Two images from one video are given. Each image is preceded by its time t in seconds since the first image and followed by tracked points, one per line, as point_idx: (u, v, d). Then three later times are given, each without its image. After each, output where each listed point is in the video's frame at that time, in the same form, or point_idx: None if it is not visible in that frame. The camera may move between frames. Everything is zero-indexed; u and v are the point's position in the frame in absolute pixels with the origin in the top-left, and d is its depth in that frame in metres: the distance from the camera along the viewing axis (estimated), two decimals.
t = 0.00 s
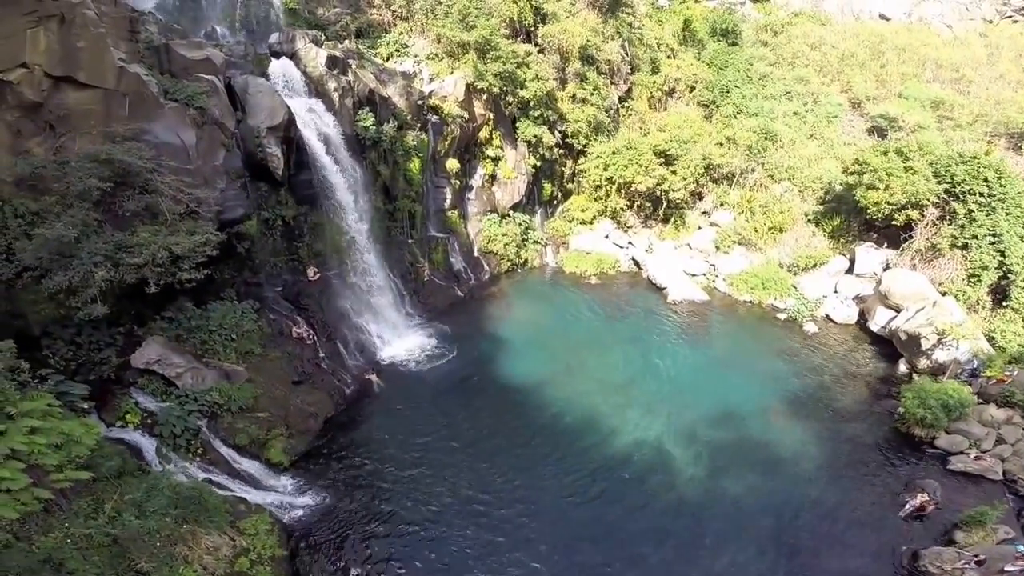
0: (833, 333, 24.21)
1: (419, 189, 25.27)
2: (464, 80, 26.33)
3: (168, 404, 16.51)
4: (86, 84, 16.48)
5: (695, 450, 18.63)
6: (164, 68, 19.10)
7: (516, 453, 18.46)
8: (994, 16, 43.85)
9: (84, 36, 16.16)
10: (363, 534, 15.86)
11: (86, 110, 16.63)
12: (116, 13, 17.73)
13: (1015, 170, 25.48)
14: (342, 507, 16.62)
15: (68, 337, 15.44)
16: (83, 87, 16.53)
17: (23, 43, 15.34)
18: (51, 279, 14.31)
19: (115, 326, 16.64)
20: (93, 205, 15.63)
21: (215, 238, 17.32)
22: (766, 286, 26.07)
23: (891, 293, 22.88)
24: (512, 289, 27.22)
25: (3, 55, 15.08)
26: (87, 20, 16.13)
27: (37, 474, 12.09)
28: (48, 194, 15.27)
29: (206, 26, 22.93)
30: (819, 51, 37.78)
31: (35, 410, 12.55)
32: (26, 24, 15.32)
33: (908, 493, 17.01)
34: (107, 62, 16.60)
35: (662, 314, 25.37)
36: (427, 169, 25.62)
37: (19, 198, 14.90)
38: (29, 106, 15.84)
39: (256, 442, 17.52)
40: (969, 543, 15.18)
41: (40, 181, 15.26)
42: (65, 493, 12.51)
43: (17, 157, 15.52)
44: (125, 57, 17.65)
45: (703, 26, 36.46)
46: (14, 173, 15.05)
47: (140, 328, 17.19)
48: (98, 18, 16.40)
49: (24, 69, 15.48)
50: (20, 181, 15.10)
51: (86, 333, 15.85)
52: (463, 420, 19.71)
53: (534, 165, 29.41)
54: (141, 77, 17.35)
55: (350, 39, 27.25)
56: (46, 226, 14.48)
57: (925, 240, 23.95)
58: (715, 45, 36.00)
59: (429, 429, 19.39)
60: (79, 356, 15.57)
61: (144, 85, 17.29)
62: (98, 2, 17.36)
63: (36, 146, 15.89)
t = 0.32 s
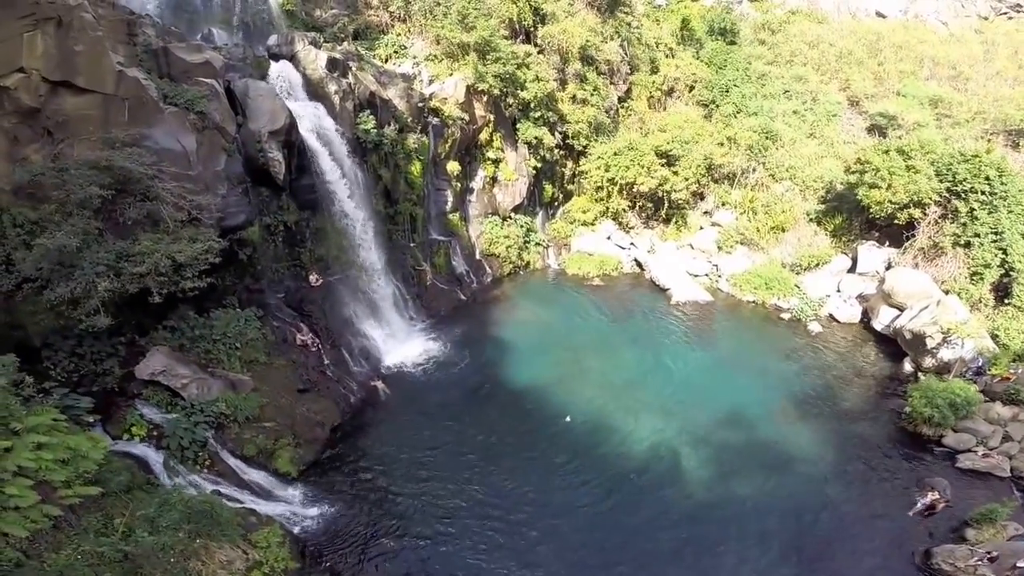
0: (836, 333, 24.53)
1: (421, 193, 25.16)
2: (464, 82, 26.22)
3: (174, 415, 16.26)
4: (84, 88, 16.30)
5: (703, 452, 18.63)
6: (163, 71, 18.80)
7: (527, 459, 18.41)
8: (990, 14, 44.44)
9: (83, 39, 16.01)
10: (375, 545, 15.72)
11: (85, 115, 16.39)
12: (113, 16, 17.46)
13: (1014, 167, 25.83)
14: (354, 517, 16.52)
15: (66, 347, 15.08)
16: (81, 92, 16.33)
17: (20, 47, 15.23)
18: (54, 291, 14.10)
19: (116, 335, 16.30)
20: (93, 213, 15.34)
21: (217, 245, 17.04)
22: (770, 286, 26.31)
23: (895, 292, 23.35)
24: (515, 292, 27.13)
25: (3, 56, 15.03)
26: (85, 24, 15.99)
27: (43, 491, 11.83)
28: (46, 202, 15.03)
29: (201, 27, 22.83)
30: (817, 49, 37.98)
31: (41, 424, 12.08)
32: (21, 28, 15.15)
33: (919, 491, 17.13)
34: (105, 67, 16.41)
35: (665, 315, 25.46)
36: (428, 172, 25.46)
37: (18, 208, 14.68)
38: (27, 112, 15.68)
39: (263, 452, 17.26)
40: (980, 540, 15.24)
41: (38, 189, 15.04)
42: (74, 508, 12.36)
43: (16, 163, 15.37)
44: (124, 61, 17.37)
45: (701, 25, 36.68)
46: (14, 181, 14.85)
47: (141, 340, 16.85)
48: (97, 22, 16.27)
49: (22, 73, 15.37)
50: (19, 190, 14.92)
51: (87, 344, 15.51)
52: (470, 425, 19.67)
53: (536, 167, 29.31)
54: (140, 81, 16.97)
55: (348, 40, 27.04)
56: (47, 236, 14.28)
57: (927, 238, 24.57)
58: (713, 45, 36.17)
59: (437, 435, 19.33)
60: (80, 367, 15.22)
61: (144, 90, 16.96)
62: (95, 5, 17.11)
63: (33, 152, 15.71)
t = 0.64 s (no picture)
0: (830, 329, 24.83)
1: (414, 196, 24.93)
2: (458, 82, 25.82)
3: (169, 426, 15.73)
4: (69, 93, 15.82)
5: (705, 451, 18.63)
6: (151, 75, 18.43)
7: (530, 461, 18.27)
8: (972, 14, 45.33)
9: (68, 42, 15.52)
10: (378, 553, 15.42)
11: (70, 120, 15.95)
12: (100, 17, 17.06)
13: (999, 165, 26.41)
14: (356, 524, 16.20)
15: (54, 358, 14.28)
16: (66, 97, 15.86)
17: (3, 50, 14.83)
18: (45, 304, 13.35)
19: (105, 345, 15.55)
20: (81, 221, 14.72)
21: (210, 252, 16.56)
22: (764, 284, 26.63)
23: (887, 289, 23.57)
24: (511, 293, 26.97)
25: None
26: (70, 26, 15.51)
27: (37, 508, 11.33)
28: (31, 211, 14.25)
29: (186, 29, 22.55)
30: (807, 49, 38.46)
31: (33, 440, 11.62)
32: (6, 30, 14.75)
33: (918, 485, 17.31)
34: (91, 71, 15.93)
35: (662, 314, 25.55)
36: (422, 173, 25.23)
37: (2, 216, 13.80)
38: (11, 118, 15.17)
39: (261, 461, 16.75)
40: (978, 531, 15.45)
41: (23, 197, 14.25)
42: (70, 526, 11.93)
43: None
44: (110, 64, 16.91)
45: (693, 26, 37.04)
46: None
47: (132, 349, 16.26)
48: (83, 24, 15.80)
49: (4, 77, 14.94)
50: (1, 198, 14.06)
51: (75, 355, 14.72)
52: (472, 428, 19.51)
53: (530, 168, 29.12)
54: (126, 85, 16.53)
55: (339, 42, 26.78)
56: (33, 246, 13.57)
57: (917, 234, 25.16)
58: (704, 45, 36.56)
59: (439, 439, 19.12)
60: (68, 379, 14.45)
61: (131, 93, 16.52)
62: (81, 6, 16.66)
63: (16, 159, 15.14)
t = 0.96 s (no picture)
0: (814, 325, 25.08)
1: (399, 199, 24.68)
2: (443, 85, 25.60)
3: (153, 438, 15.30)
4: (43, 98, 15.12)
5: (698, 450, 18.64)
6: (128, 79, 17.91)
7: (524, 464, 18.13)
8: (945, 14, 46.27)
9: (42, 46, 14.85)
10: (373, 561, 15.17)
11: (45, 125, 15.28)
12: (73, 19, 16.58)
13: (974, 162, 27.03)
14: (350, 532, 15.94)
15: (30, 370, 13.53)
16: (40, 102, 15.16)
17: None
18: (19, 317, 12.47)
19: (83, 357, 15.06)
20: (56, 230, 14.11)
21: (190, 259, 16.36)
22: (748, 281, 26.89)
23: (869, 285, 23.99)
24: (498, 295, 26.82)
25: None
26: (44, 28, 14.84)
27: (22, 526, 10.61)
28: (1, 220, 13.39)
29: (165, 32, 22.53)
30: (787, 49, 38.95)
31: (11, 455, 10.78)
32: None
33: (907, 478, 17.54)
34: (67, 75, 15.33)
35: (649, 313, 25.62)
36: (406, 176, 25.01)
37: None
38: None
39: (249, 471, 16.37)
40: (970, 524, 15.71)
41: None
42: (56, 542, 11.37)
43: None
44: (85, 67, 16.46)
45: (675, 26, 37.32)
46: None
47: (110, 360, 15.78)
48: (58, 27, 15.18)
49: None
50: None
51: (52, 367, 14.07)
52: (464, 432, 19.34)
53: (515, 169, 29.00)
54: (102, 89, 16.09)
55: (321, 44, 26.46)
56: (7, 255, 12.76)
57: (897, 231, 25.68)
58: (687, 45, 36.86)
59: (431, 444, 18.89)
60: (47, 394, 13.73)
61: (108, 97, 16.10)
62: (56, 8, 16.24)
63: None
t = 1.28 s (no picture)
0: (791, 321, 25.44)
1: (376, 202, 24.40)
2: (423, 87, 25.45)
3: (130, 450, 14.70)
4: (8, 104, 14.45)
5: (682, 449, 18.74)
6: (94, 84, 17.32)
7: (513, 468, 17.98)
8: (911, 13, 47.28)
9: (6, 52, 14.05)
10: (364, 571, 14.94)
11: (8, 130, 14.60)
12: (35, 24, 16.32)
13: (940, 159, 27.66)
14: (338, 542, 15.65)
15: None
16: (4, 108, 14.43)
17: None
18: None
19: (51, 370, 14.47)
20: (18, 241, 13.55)
21: (160, 267, 15.90)
22: (724, 278, 27.18)
23: (841, 279, 24.34)
24: (478, 297, 26.66)
25: None
26: (11, 34, 14.19)
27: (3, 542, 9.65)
28: None
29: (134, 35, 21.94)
30: (760, 48, 39.52)
31: None
32: None
33: (889, 473, 17.89)
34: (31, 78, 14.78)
35: (628, 312, 25.72)
36: (383, 180, 24.70)
37: None
38: None
39: (230, 481, 15.97)
40: (957, 519, 16.12)
41: None
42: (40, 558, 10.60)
43: None
44: (48, 72, 16.05)
45: (652, 26, 37.60)
46: None
47: (80, 373, 15.16)
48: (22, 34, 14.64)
49: None
50: None
51: (18, 381, 13.45)
52: (449, 437, 19.13)
53: (496, 170, 28.79)
54: (65, 93, 15.62)
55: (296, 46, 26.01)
56: None
57: (867, 227, 26.37)
58: (663, 46, 37.19)
59: (417, 449, 18.65)
60: (14, 407, 13.15)
61: (71, 103, 15.67)
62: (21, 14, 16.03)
63: None
